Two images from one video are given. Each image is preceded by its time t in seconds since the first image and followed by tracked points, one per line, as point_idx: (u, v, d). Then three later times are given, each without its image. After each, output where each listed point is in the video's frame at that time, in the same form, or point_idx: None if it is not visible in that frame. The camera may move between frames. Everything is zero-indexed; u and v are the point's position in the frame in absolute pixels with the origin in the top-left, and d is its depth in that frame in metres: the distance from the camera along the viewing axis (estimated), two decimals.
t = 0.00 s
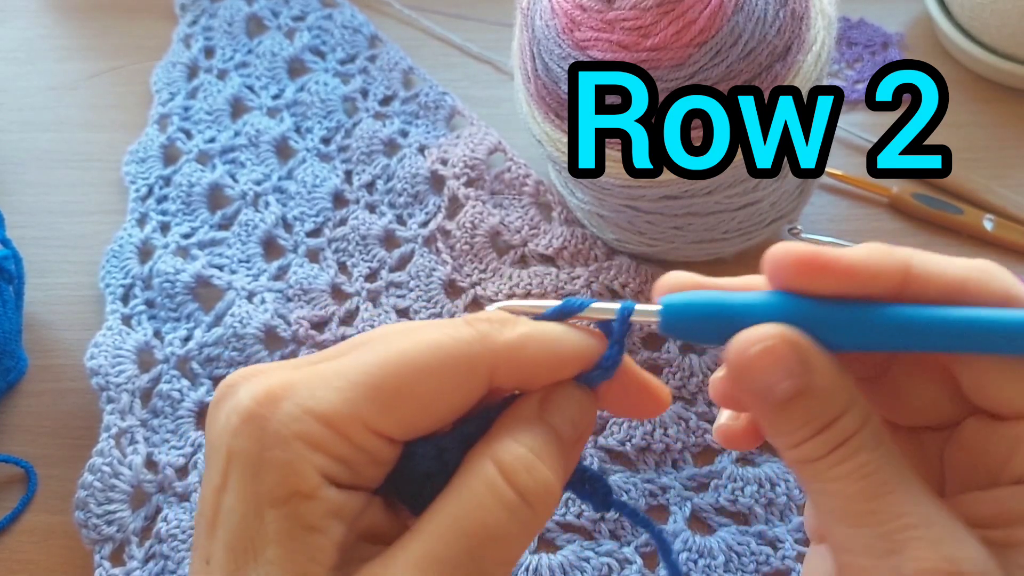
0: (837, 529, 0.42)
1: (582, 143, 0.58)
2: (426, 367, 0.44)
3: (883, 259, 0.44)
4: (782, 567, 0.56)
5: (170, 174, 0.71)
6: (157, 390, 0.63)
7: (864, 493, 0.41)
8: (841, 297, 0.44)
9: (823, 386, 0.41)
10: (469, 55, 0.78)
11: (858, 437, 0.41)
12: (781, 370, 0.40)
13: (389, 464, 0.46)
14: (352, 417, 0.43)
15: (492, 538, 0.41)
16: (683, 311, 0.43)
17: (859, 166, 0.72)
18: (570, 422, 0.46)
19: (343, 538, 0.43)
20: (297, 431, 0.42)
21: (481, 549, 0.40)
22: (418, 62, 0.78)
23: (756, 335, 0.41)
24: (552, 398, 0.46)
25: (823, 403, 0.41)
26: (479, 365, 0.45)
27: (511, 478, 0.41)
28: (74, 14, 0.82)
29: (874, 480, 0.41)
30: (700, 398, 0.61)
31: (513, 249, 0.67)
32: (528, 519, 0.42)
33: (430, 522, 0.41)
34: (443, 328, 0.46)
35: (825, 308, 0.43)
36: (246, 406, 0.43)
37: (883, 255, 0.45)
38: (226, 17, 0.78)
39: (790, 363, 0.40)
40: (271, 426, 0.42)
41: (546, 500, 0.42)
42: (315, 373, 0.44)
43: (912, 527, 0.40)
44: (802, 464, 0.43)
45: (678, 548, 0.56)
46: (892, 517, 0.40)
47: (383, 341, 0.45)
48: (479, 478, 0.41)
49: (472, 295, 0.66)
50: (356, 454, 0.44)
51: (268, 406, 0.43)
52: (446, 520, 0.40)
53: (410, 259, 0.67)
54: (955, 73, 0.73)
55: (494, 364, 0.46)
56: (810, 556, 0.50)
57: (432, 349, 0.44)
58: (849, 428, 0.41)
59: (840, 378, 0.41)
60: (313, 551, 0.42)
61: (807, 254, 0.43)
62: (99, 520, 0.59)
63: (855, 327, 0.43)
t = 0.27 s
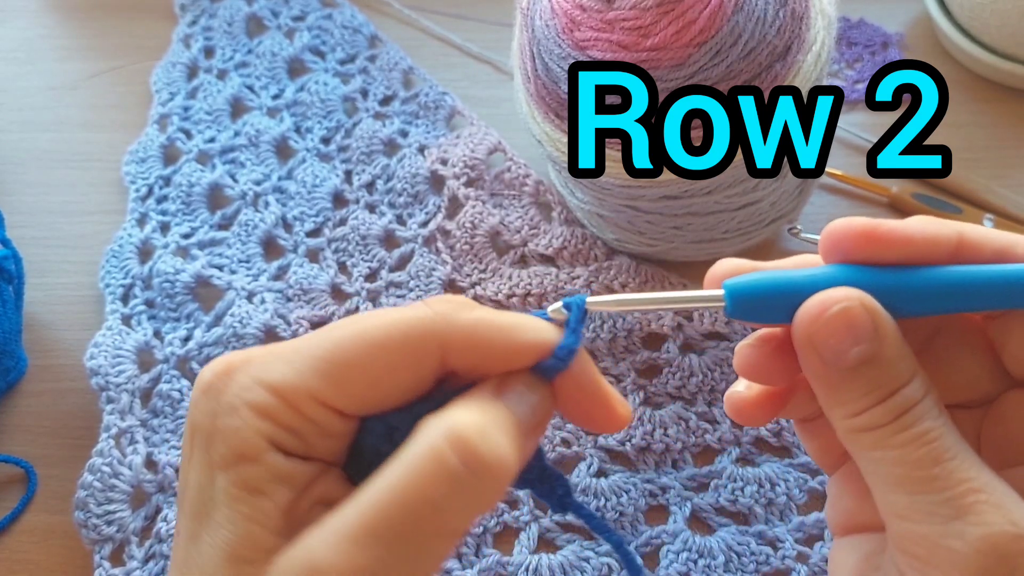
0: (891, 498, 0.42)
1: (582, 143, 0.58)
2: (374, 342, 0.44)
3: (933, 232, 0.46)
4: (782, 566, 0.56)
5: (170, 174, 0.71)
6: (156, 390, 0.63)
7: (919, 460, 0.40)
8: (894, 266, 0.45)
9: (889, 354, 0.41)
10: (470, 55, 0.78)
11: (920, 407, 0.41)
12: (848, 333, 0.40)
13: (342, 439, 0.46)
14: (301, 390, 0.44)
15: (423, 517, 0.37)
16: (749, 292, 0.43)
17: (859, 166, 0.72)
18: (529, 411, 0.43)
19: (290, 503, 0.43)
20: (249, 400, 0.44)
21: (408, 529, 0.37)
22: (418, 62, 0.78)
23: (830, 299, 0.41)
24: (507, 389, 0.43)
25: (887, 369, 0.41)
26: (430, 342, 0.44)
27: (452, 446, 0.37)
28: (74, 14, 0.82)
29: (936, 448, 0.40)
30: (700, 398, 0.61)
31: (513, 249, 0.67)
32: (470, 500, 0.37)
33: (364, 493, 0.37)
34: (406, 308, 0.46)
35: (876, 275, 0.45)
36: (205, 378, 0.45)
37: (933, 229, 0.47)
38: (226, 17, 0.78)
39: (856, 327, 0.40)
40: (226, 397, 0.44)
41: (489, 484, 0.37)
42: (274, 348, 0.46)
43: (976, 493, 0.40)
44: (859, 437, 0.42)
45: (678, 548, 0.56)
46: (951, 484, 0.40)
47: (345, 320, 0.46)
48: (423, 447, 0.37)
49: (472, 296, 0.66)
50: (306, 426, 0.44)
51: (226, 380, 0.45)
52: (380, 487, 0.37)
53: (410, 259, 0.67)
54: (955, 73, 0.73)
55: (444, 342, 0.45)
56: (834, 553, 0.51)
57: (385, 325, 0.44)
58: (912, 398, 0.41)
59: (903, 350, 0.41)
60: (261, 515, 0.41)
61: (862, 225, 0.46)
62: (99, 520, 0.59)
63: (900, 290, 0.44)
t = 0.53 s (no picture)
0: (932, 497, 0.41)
1: (582, 143, 0.58)
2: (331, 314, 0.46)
3: (934, 236, 0.47)
4: (782, 566, 0.56)
5: (170, 174, 0.71)
6: (156, 390, 0.63)
7: (954, 455, 0.40)
8: (891, 269, 0.45)
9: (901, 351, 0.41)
10: (470, 55, 0.78)
11: (946, 403, 0.41)
12: (859, 331, 0.40)
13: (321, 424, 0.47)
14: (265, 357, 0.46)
15: (325, 452, 0.39)
16: (758, 295, 0.43)
17: (860, 166, 0.72)
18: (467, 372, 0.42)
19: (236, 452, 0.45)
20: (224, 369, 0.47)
21: (312, 464, 0.39)
22: (418, 62, 0.78)
23: (849, 294, 0.41)
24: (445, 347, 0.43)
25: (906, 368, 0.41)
26: (376, 313, 0.46)
27: (354, 384, 0.38)
28: (74, 14, 0.82)
29: (971, 442, 0.40)
30: (700, 398, 0.61)
31: (513, 249, 0.67)
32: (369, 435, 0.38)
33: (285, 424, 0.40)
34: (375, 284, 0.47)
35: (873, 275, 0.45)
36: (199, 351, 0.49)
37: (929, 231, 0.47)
38: (226, 17, 0.78)
39: (870, 326, 0.40)
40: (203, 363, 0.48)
41: (392, 425, 0.38)
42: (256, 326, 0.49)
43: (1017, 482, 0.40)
44: (884, 439, 0.42)
45: (678, 548, 0.56)
46: (993, 473, 0.40)
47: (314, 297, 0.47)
48: (329, 387, 0.39)
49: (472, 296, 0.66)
50: (261, 387, 0.46)
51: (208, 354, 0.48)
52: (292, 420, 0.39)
53: (410, 259, 0.67)
54: (955, 73, 0.73)
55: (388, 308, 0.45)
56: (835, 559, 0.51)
57: (349, 300, 0.46)
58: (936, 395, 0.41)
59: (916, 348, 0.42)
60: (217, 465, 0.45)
61: (859, 230, 0.46)
62: (99, 520, 0.59)
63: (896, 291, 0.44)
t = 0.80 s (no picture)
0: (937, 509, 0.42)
1: (582, 143, 0.58)
2: (379, 362, 0.45)
3: (949, 244, 0.47)
4: (781, 567, 0.56)
5: (170, 174, 0.71)
6: (156, 390, 0.63)
7: (966, 466, 0.41)
8: (909, 274, 0.46)
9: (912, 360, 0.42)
10: (470, 55, 0.78)
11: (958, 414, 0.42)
12: (871, 339, 0.41)
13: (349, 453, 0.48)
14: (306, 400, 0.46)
15: (418, 534, 0.37)
16: (767, 295, 0.42)
17: (860, 165, 0.72)
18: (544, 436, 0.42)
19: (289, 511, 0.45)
20: (256, 409, 0.45)
21: (402, 547, 0.37)
22: (418, 62, 0.78)
23: (863, 299, 0.41)
24: (518, 409, 0.43)
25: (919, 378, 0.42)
26: (432, 362, 0.45)
27: (458, 465, 0.37)
28: (73, 14, 0.82)
29: (983, 454, 0.41)
30: (699, 398, 0.61)
31: (513, 249, 0.67)
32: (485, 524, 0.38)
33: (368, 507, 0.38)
34: (413, 329, 0.47)
35: (890, 281, 0.45)
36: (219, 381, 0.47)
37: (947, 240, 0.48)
38: (226, 17, 0.78)
39: (883, 334, 0.41)
40: (233, 400, 0.46)
41: (502, 504, 0.38)
42: (282, 359, 0.48)
43: None
44: (894, 449, 0.43)
45: (677, 549, 0.57)
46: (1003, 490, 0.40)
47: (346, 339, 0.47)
48: (431, 465, 0.37)
49: (472, 296, 0.66)
50: (306, 435, 0.46)
51: (234, 387, 0.46)
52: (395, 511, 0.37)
53: (410, 259, 0.67)
54: (955, 73, 0.73)
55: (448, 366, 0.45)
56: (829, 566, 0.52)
57: (391, 348, 0.45)
58: (948, 405, 0.42)
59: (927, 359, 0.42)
60: (263, 522, 0.43)
61: (877, 233, 0.46)
62: (99, 520, 0.59)
63: (916, 296, 0.44)
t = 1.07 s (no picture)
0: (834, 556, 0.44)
1: (582, 143, 0.58)
2: (446, 381, 0.46)
3: (893, 298, 0.47)
4: (782, 566, 0.56)
5: (169, 174, 0.71)
6: (156, 390, 0.63)
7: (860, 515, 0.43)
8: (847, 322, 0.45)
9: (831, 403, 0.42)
10: (469, 54, 0.78)
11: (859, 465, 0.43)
12: (783, 387, 0.41)
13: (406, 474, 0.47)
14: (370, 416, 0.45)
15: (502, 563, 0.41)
16: (697, 308, 0.43)
17: (860, 165, 0.72)
18: (632, 467, 0.45)
19: (355, 529, 0.45)
20: (317, 423, 0.45)
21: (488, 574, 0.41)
22: (418, 62, 0.78)
23: (772, 347, 0.41)
24: (609, 425, 0.45)
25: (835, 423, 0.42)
26: (500, 382, 0.46)
27: (548, 506, 0.42)
28: (73, 14, 0.82)
29: (873, 505, 0.43)
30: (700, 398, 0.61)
31: (513, 249, 0.67)
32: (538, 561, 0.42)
33: (456, 535, 0.42)
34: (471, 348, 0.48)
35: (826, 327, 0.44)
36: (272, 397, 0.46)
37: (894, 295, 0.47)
38: (226, 17, 0.78)
39: (796, 377, 0.41)
40: (294, 416, 0.45)
41: (575, 541, 0.43)
42: (339, 375, 0.47)
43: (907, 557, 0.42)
44: (796, 482, 0.45)
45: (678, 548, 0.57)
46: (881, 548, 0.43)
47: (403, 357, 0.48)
48: (518, 504, 0.42)
49: (472, 295, 0.66)
50: (370, 454, 0.45)
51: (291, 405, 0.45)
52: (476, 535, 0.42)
53: (410, 259, 0.67)
54: (955, 73, 0.73)
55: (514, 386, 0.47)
56: None
57: (455, 366, 0.46)
58: (850, 454, 0.43)
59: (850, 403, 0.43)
60: (326, 540, 0.43)
61: (822, 277, 0.45)
62: (99, 520, 0.59)
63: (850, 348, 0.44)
